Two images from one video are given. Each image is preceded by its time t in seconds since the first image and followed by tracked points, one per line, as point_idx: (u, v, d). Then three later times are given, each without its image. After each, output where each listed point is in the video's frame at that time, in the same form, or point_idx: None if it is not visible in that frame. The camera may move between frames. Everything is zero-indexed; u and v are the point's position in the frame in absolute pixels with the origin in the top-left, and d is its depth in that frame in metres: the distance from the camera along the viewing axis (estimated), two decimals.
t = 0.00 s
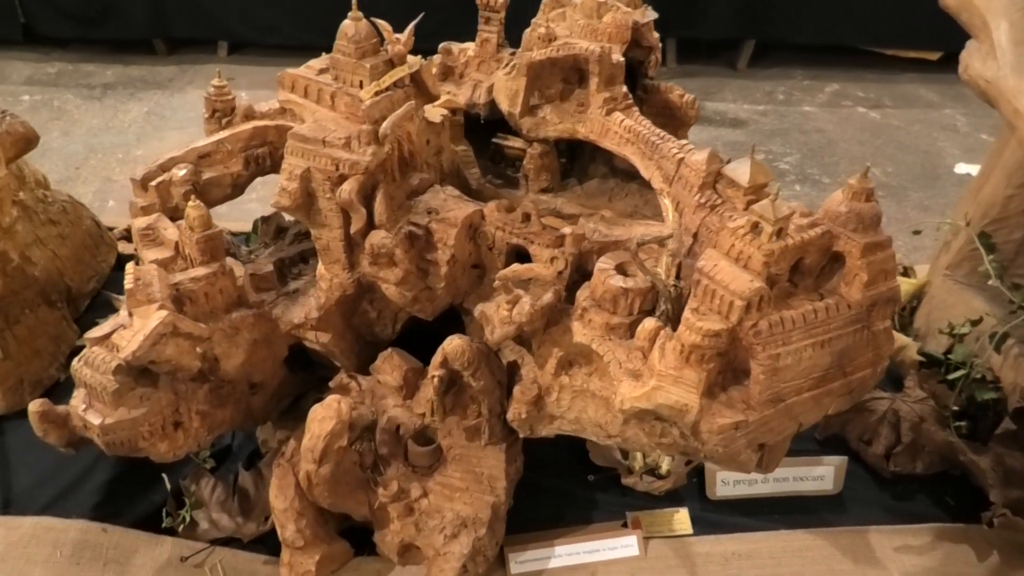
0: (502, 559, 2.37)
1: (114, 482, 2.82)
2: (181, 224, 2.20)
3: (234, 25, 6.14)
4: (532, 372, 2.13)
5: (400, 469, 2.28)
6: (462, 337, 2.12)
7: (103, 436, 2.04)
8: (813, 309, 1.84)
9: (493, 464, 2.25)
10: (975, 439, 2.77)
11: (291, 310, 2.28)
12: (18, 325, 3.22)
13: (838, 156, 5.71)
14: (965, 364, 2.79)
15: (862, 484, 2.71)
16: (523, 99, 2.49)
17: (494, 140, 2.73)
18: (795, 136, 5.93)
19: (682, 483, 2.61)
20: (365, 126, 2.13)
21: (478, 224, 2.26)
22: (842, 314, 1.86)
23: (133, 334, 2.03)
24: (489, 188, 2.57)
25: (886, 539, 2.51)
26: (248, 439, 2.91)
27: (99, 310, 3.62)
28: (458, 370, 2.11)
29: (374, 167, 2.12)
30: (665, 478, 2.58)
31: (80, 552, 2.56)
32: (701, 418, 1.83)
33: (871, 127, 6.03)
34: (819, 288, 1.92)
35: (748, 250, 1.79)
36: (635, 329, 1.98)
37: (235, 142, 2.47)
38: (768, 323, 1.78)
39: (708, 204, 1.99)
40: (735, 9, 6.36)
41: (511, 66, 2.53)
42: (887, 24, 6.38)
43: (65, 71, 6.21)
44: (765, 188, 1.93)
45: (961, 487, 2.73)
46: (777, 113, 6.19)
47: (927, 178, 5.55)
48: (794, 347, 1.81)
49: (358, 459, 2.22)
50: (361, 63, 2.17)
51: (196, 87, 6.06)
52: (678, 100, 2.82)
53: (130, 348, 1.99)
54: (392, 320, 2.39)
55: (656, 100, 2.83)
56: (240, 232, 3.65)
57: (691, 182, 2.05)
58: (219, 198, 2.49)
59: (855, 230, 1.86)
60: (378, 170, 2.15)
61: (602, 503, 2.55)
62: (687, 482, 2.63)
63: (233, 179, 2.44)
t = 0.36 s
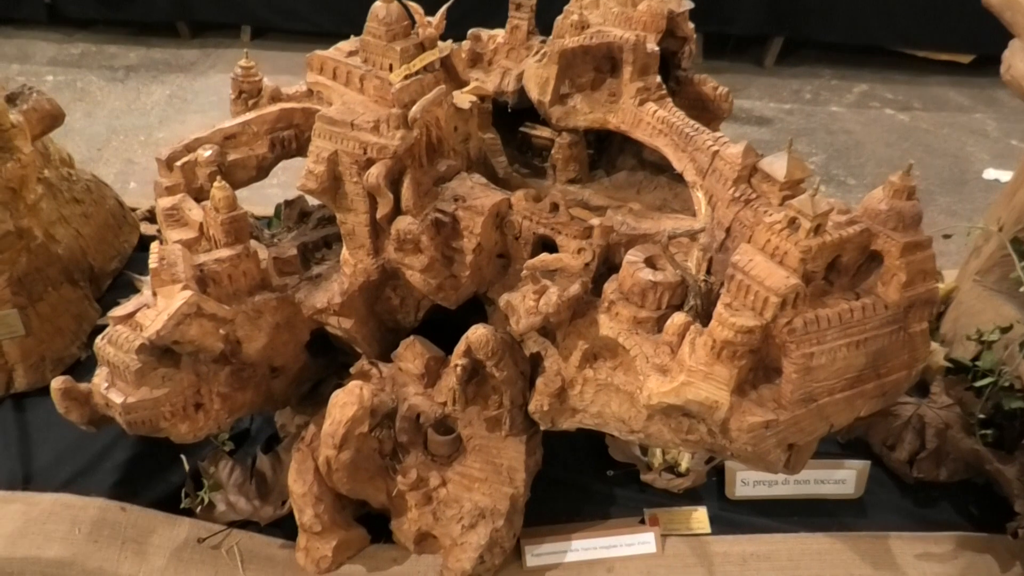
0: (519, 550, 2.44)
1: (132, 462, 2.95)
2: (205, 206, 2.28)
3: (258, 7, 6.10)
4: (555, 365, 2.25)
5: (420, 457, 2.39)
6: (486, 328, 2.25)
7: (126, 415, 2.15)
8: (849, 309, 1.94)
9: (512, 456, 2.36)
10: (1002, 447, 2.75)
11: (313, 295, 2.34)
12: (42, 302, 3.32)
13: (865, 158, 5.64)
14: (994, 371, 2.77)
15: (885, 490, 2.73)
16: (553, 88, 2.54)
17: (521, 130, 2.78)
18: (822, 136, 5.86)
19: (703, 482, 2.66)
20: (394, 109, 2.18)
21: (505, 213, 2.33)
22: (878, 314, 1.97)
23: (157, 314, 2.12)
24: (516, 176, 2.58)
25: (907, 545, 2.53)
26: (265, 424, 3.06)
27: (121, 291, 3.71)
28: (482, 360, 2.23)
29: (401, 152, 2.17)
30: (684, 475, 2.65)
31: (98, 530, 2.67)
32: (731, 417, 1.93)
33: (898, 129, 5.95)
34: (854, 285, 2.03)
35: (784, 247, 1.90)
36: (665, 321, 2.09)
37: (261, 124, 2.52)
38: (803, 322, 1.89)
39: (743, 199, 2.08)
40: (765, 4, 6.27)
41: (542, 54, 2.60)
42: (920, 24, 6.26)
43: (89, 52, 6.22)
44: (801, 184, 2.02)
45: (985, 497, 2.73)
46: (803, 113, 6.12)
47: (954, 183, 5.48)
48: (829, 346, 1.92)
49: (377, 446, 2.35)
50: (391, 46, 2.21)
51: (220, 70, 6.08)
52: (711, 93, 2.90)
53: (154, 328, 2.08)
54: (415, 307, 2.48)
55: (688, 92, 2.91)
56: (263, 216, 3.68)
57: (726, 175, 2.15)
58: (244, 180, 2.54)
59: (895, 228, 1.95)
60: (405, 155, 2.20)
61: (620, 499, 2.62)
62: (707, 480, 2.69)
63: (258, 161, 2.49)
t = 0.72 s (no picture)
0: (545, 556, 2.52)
1: (154, 449, 3.08)
2: (238, 196, 2.32)
3: None
4: (586, 371, 2.32)
5: (444, 457, 2.47)
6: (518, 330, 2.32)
7: (154, 404, 2.18)
8: (895, 328, 1.99)
9: (538, 460, 2.43)
10: None
11: (343, 290, 2.41)
12: (71, 285, 3.41)
13: (895, 166, 5.56)
14: None
15: (914, 508, 2.80)
16: (592, 88, 2.55)
17: (556, 129, 2.83)
18: (851, 143, 5.79)
19: (728, 493, 2.74)
20: (433, 105, 2.24)
21: (540, 213, 2.37)
22: (926, 333, 2.01)
23: (189, 304, 2.16)
24: (550, 176, 2.63)
25: (935, 568, 2.60)
26: (288, 415, 3.18)
27: (149, 276, 3.83)
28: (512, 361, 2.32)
29: (439, 148, 2.23)
30: (710, 486, 2.71)
31: (119, 516, 2.80)
32: (773, 433, 2.01)
33: (928, 139, 5.87)
34: (898, 302, 2.08)
35: (831, 261, 1.93)
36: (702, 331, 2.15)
37: (295, 115, 2.55)
38: (849, 338, 1.95)
39: (786, 209, 2.13)
40: (798, 8, 6.21)
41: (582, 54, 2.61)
42: (955, 30, 6.12)
43: (119, 35, 6.23)
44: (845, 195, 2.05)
45: (1014, 519, 2.79)
46: (833, 119, 6.05)
47: (986, 196, 5.40)
48: (875, 363, 1.98)
49: (403, 443, 2.43)
50: (431, 40, 2.28)
51: (249, 56, 6.06)
52: (751, 98, 2.88)
53: (187, 317, 2.11)
54: (443, 305, 2.53)
55: (729, 96, 2.90)
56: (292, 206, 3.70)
57: (769, 185, 2.19)
58: (277, 168, 2.58)
59: (947, 246, 1.97)
60: (442, 152, 2.25)
61: (644, 507, 2.69)
62: (732, 492, 2.75)
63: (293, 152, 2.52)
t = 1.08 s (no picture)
0: (600, 560, 2.58)
1: (203, 452, 3.17)
2: (285, 195, 2.43)
3: None
4: (645, 371, 2.43)
5: (498, 461, 2.58)
6: (572, 330, 2.41)
7: (206, 408, 2.28)
8: (984, 328, 2.04)
9: (594, 463, 2.54)
10: None
11: (391, 289, 2.51)
12: (117, 286, 3.48)
13: (945, 153, 5.39)
14: None
15: (981, 511, 2.82)
16: (646, 78, 2.72)
17: (606, 121, 2.98)
18: (899, 130, 5.62)
19: (787, 495, 2.80)
20: (485, 98, 2.34)
21: (594, 210, 2.51)
22: (1017, 334, 2.06)
23: (239, 307, 2.27)
24: (601, 170, 2.74)
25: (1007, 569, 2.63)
26: (335, 416, 3.28)
27: (192, 275, 3.94)
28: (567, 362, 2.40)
29: (491, 142, 2.32)
30: (768, 487, 2.78)
31: (172, 522, 2.89)
32: (855, 439, 2.11)
33: (979, 125, 5.68)
34: (986, 300, 2.13)
35: (916, 258, 1.99)
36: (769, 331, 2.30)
37: (340, 109, 2.70)
38: (937, 340, 2.01)
39: (860, 202, 2.34)
40: None
41: (636, 43, 2.76)
42: (1010, 16, 5.95)
43: (155, 30, 6.22)
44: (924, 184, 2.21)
45: None
46: (879, 105, 5.86)
47: None
48: (961, 366, 2.04)
49: (456, 446, 2.52)
50: (483, 30, 2.37)
51: (284, 50, 6.01)
52: (814, 86, 2.97)
53: (239, 321, 2.22)
54: (493, 304, 2.65)
55: (791, 85, 3.00)
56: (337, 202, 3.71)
57: (840, 174, 2.40)
58: (321, 165, 2.75)
59: None
60: (494, 146, 2.35)
61: (699, 508, 2.78)
62: (792, 493, 2.82)
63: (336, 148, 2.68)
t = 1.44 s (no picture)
0: (619, 548, 2.71)
1: (208, 444, 3.15)
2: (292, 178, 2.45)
3: None
4: (670, 358, 2.57)
5: (515, 450, 2.69)
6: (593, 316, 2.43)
7: (215, 402, 2.32)
8: None
9: (614, 451, 2.65)
10: None
11: (401, 274, 2.57)
12: (115, 273, 3.43)
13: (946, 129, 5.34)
14: None
15: (1003, 495, 2.94)
16: (664, 54, 2.78)
17: (620, 97, 3.06)
18: (901, 105, 5.56)
19: (806, 479, 2.92)
20: (504, 75, 2.30)
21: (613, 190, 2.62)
22: None
23: (248, 296, 2.32)
24: (617, 149, 2.79)
25: None
26: (342, 405, 3.33)
27: (190, 260, 3.91)
28: (590, 348, 2.43)
29: (508, 122, 2.30)
30: (788, 471, 2.91)
31: (179, 517, 2.85)
32: (903, 430, 2.28)
33: (981, 100, 5.62)
34: None
35: (965, 241, 2.09)
36: (798, 315, 2.46)
37: (346, 88, 2.70)
38: (989, 326, 2.16)
39: (897, 182, 2.55)
40: None
41: (653, 16, 2.80)
42: None
43: (142, 5, 6.07)
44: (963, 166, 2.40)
45: None
46: (880, 80, 5.79)
47: None
48: (1010, 355, 2.20)
49: (472, 437, 2.59)
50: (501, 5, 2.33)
51: (276, 25, 5.87)
52: (840, 60, 3.07)
53: (250, 312, 2.24)
54: (506, 289, 2.70)
55: (817, 60, 3.09)
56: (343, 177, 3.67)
57: (878, 154, 2.59)
58: (327, 145, 2.74)
59: None
60: (511, 125, 2.34)
61: (717, 494, 2.89)
62: (811, 477, 2.94)
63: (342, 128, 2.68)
